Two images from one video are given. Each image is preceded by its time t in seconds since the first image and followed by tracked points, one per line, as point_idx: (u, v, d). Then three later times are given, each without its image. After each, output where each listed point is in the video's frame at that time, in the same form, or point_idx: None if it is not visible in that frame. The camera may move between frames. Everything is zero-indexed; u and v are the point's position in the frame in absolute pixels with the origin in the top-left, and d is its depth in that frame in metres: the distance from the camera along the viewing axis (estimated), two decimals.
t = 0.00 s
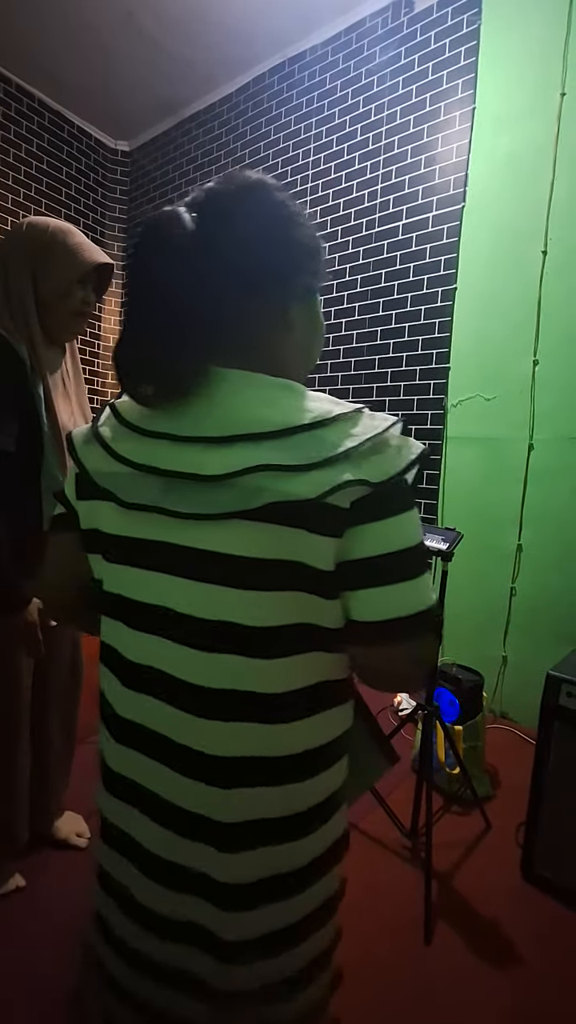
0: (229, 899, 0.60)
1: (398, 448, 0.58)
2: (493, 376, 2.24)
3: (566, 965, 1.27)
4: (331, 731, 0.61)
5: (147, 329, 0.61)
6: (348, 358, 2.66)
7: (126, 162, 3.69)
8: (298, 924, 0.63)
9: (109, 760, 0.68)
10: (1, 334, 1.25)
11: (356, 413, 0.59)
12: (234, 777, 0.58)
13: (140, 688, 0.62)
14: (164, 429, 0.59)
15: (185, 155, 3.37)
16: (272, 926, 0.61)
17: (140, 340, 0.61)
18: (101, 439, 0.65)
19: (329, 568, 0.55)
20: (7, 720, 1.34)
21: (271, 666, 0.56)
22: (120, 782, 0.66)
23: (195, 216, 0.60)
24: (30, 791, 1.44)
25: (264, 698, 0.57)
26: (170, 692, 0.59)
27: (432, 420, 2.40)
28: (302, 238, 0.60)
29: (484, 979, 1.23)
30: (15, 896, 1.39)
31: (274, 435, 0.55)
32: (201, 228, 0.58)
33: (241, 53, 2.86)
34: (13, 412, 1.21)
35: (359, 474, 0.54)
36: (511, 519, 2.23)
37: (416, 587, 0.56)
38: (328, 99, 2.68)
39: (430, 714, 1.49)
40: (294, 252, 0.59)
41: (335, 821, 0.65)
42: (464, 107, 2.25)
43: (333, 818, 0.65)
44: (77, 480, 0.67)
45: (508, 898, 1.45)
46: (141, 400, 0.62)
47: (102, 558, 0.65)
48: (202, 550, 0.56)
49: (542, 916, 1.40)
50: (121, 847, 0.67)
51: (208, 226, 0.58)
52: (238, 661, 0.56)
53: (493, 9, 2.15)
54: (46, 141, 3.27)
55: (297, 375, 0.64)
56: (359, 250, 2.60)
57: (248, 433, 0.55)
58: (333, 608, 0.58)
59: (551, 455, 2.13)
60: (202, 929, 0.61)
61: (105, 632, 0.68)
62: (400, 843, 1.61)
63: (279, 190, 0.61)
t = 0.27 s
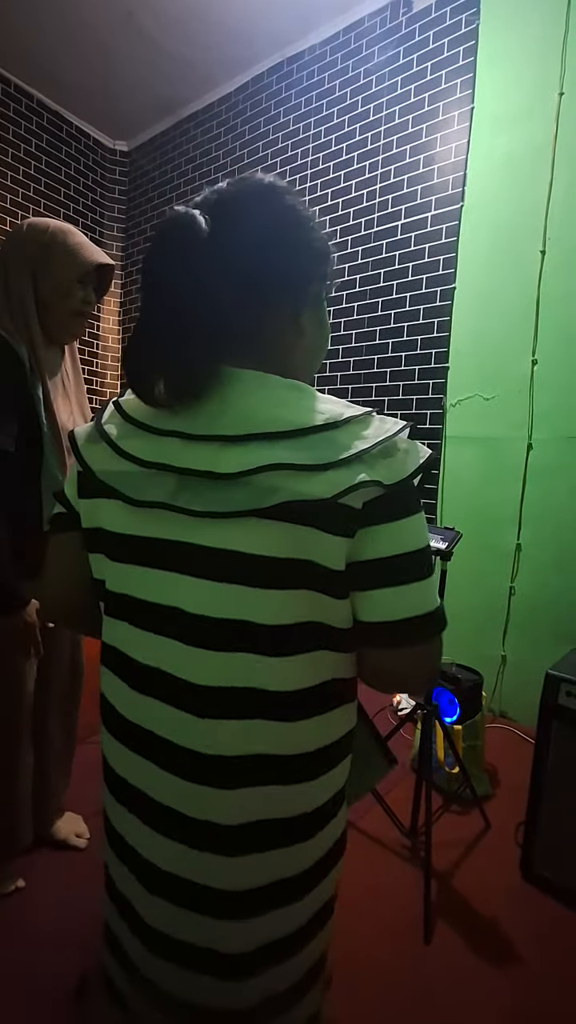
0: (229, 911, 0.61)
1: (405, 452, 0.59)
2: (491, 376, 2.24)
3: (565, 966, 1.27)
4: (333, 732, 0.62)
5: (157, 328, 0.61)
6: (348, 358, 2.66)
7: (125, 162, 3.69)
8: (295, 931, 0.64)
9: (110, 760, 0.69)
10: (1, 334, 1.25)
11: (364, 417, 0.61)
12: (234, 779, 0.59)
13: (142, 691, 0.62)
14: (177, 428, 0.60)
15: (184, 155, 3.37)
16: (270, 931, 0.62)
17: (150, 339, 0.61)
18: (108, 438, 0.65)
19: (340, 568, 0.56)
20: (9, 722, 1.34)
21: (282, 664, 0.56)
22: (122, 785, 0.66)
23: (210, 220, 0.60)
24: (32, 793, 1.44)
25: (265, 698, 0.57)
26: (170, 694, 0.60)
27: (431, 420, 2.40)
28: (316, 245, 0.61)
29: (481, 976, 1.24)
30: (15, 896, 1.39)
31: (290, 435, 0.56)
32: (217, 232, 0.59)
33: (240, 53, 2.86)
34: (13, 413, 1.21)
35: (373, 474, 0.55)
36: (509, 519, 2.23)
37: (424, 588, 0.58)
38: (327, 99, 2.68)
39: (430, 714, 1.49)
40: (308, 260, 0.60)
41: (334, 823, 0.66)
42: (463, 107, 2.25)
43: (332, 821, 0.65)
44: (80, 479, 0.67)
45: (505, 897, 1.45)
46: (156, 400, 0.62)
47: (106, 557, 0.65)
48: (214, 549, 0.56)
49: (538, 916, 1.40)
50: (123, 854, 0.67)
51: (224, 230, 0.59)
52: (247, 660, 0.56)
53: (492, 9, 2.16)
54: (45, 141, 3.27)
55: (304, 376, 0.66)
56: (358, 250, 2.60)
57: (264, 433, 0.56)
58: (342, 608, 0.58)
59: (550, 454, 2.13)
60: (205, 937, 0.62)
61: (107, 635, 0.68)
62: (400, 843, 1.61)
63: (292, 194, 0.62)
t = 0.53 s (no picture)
0: (215, 886, 0.60)
1: (392, 447, 0.60)
2: (491, 375, 2.24)
3: (565, 963, 1.28)
4: (321, 718, 0.62)
5: (150, 327, 0.61)
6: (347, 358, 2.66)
7: (123, 162, 3.68)
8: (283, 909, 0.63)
9: (97, 748, 0.68)
10: None
11: (351, 410, 0.61)
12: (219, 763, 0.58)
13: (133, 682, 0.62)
14: (168, 422, 0.60)
15: (182, 155, 3.37)
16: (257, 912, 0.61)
17: (144, 338, 0.61)
18: (100, 434, 0.65)
19: (326, 560, 0.57)
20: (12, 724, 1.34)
21: (270, 653, 0.57)
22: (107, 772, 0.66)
23: (199, 219, 0.60)
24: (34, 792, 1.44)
25: (253, 689, 0.57)
26: (162, 683, 0.59)
27: (429, 420, 2.40)
28: (303, 245, 0.62)
29: (483, 975, 1.24)
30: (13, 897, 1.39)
31: (279, 432, 0.57)
32: (207, 232, 0.59)
33: (239, 53, 2.86)
34: (12, 412, 1.21)
35: (358, 469, 0.57)
36: (508, 519, 2.23)
37: (406, 580, 0.60)
38: (325, 98, 2.68)
39: (429, 714, 1.50)
40: (297, 259, 0.61)
41: (320, 807, 0.65)
42: (462, 107, 2.25)
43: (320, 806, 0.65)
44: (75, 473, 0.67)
45: (504, 896, 1.45)
46: (146, 396, 0.62)
47: (99, 549, 0.64)
48: (203, 541, 0.56)
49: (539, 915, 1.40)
50: (106, 840, 0.66)
51: (215, 231, 0.59)
52: (236, 651, 0.56)
53: (490, 9, 2.16)
54: (43, 140, 3.26)
55: (294, 373, 0.67)
56: (356, 250, 2.60)
57: (255, 430, 0.57)
58: (329, 599, 0.59)
59: (548, 454, 2.13)
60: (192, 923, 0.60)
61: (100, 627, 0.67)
62: (399, 842, 1.61)
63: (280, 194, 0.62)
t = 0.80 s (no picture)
0: (204, 871, 0.60)
1: (372, 444, 0.59)
2: (490, 375, 2.24)
3: (566, 965, 1.27)
4: (308, 709, 0.62)
5: (135, 329, 0.61)
6: (346, 357, 2.66)
7: (122, 162, 3.68)
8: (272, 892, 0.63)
9: (88, 738, 0.68)
10: None
11: (332, 409, 0.61)
12: (207, 753, 0.58)
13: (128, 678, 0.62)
14: (153, 421, 0.60)
15: (181, 155, 3.37)
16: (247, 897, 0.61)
17: (129, 341, 0.61)
18: (89, 434, 0.65)
19: (306, 557, 0.57)
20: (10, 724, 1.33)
21: (255, 646, 0.57)
22: (99, 761, 0.65)
23: (183, 223, 0.60)
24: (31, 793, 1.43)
25: (244, 679, 0.57)
26: (153, 677, 0.59)
27: (429, 420, 2.40)
28: (287, 249, 0.62)
29: (483, 976, 1.24)
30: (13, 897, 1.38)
31: (260, 430, 0.56)
32: (190, 235, 0.59)
33: (238, 53, 2.86)
34: (12, 412, 1.21)
35: (336, 467, 0.56)
36: (507, 519, 2.23)
37: (384, 575, 0.59)
38: (324, 98, 2.68)
39: (427, 714, 1.50)
40: (281, 263, 0.61)
41: (308, 795, 0.65)
42: (460, 107, 2.25)
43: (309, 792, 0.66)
44: (66, 473, 0.67)
45: (505, 896, 1.45)
46: (132, 397, 0.63)
47: (89, 547, 0.65)
48: (187, 538, 0.56)
49: (539, 918, 1.39)
50: (99, 829, 0.66)
51: (199, 234, 0.59)
52: (222, 647, 0.56)
53: (489, 9, 2.16)
54: (42, 140, 3.26)
55: (279, 377, 0.67)
56: (355, 250, 2.60)
57: (236, 429, 0.57)
58: (311, 595, 0.59)
59: (547, 454, 2.13)
60: (183, 912, 0.60)
61: (90, 619, 0.68)
62: (399, 842, 1.61)
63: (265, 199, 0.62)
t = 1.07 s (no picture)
0: (183, 858, 0.60)
1: (341, 438, 0.58)
2: (489, 375, 2.24)
3: (565, 958, 1.29)
4: (283, 701, 0.62)
5: (108, 330, 0.61)
6: (345, 357, 2.66)
7: (121, 162, 3.68)
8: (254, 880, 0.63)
9: (78, 728, 0.69)
10: None
11: (300, 406, 0.60)
12: (190, 743, 0.58)
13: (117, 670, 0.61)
14: (127, 421, 0.61)
15: (181, 154, 3.37)
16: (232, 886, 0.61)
17: (102, 343, 0.61)
18: (72, 436, 0.66)
19: (273, 550, 0.56)
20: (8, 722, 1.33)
21: (225, 639, 0.57)
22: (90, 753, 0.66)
23: (155, 228, 0.59)
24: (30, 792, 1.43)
25: (229, 670, 0.57)
26: (138, 670, 0.59)
27: (428, 420, 2.39)
28: (262, 250, 0.60)
29: (482, 976, 1.23)
30: (12, 897, 1.38)
31: (226, 427, 0.57)
32: (161, 237, 0.58)
33: (237, 53, 2.86)
34: (11, 413, 1.21)
35: (299, 462, 0.55)
36: (507, 519, 2.24)
37: (353, 568, 0.57)
38: (323, 99, 2.68)
39: (427, 714, 1.50)
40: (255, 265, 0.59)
41: (287, 785, 0.65)
42: (459, 107, 2.25)
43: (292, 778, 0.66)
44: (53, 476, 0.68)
45: (507, 895, 1.45)
46: (108, 397, 0.63)
47: (74, 544, 0.65)
48: (160, 534, 0.56)
49: (539, 917, 1.39)
50: (92, 820, 0.66)
51: (168, 234, 0.58)
52: (189, 638, 0.56)
53: (488, 9, 2.16)
54: (41, 140, 3.25)
55: (257, 377, 0.65)
56: (354, 250, 2.60)
57: (204, 426, 0.57)
58: (280, 589, 0.58)
59: (547, 454, 2.13)
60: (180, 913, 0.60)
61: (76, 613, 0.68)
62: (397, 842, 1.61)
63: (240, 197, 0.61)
